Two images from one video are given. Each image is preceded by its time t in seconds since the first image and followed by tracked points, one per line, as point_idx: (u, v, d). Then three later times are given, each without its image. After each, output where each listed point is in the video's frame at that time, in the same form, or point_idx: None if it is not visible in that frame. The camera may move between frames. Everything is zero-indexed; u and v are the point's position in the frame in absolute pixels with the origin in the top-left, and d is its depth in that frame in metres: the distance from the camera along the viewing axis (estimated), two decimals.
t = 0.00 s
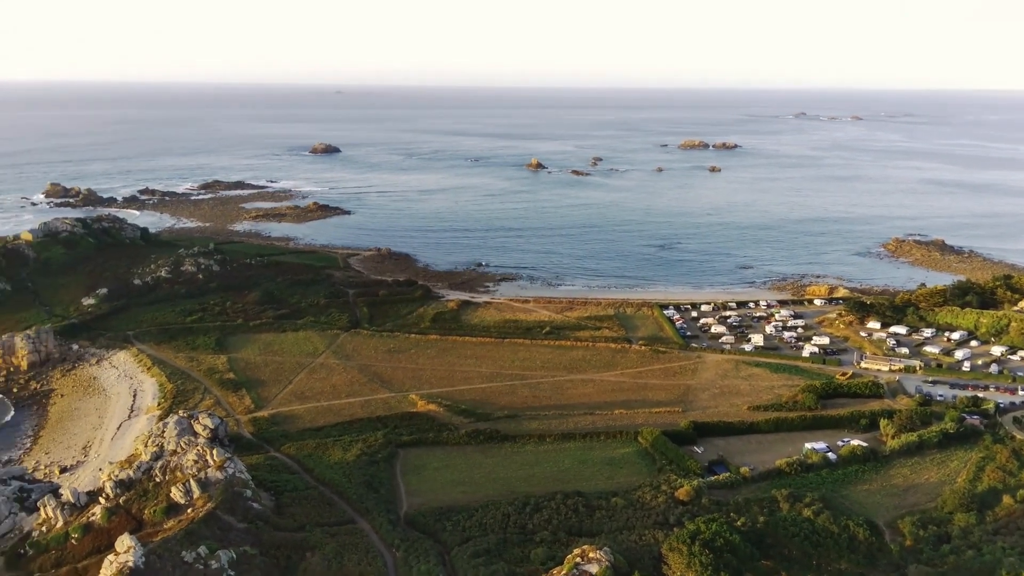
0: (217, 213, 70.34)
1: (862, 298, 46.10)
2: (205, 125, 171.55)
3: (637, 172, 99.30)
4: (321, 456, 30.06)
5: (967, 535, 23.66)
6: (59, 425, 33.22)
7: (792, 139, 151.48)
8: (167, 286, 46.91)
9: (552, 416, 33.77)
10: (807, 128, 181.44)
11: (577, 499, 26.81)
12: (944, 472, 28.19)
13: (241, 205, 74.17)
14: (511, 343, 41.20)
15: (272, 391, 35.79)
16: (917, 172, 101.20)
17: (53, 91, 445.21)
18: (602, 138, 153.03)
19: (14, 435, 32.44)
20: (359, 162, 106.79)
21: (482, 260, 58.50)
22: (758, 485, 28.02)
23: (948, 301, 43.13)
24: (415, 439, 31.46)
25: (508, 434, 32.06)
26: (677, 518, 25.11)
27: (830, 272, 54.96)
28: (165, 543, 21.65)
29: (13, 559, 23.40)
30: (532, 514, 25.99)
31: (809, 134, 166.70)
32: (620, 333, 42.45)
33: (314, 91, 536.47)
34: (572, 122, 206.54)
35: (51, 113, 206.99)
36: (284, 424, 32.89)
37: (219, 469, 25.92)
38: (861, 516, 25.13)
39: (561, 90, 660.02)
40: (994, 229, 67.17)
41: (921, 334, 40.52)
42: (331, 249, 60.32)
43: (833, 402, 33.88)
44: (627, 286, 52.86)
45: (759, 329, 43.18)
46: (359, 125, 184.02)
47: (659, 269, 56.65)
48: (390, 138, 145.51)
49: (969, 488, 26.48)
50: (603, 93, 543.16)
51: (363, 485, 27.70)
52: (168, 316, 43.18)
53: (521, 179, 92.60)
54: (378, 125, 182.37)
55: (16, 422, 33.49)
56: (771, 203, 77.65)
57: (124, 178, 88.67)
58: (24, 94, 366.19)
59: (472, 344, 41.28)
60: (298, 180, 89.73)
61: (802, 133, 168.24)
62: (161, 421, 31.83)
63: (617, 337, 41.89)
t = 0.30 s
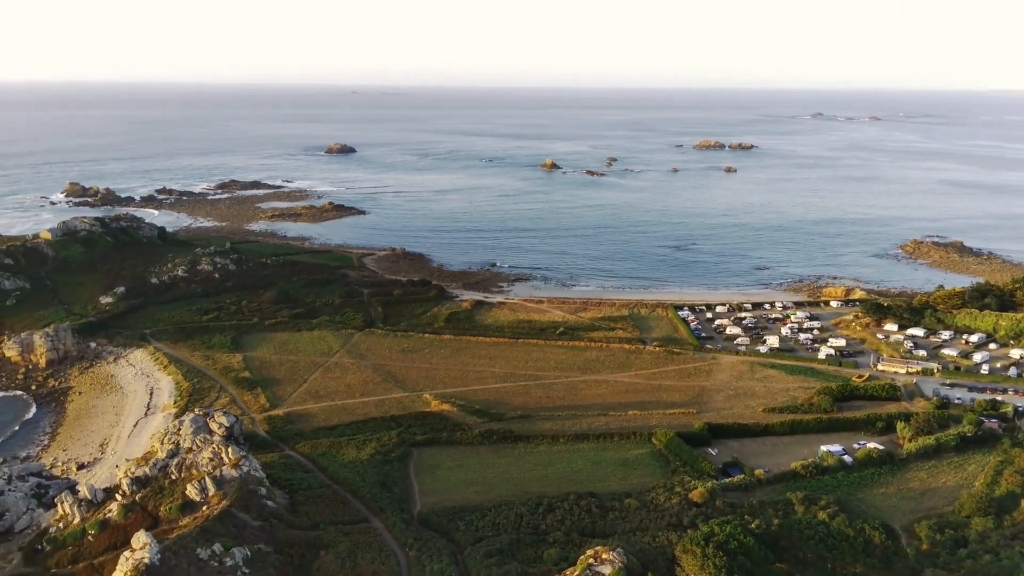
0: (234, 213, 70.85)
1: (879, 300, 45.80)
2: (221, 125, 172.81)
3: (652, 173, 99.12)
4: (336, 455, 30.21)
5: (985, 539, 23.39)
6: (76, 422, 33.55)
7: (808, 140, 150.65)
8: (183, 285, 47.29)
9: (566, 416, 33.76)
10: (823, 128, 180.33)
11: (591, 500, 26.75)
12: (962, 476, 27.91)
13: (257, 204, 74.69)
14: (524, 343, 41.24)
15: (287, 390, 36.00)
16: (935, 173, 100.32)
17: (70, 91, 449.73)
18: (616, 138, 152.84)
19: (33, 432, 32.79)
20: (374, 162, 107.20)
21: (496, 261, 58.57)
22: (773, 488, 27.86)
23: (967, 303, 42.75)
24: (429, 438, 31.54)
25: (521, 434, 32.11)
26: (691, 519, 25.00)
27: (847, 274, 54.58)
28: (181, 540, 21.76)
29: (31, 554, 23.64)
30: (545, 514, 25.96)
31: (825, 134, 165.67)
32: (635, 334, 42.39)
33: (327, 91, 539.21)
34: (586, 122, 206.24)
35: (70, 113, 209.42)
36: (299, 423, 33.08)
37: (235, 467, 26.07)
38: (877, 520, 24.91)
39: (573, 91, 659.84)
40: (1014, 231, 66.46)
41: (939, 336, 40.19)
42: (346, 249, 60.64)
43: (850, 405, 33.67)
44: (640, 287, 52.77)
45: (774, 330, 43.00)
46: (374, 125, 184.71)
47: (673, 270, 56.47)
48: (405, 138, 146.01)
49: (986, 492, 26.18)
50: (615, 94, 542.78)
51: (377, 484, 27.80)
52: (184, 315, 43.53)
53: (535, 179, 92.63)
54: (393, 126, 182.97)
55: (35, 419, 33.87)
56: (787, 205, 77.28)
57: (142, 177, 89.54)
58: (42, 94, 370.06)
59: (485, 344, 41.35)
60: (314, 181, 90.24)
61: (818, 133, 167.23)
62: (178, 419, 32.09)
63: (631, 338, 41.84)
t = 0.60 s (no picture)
0: (248, 213, 71.27)
1: (895, 301, 45.49)
2: (235, 125, 173.91)
3: (666, 173, 98.83)
4: (349, 454, 30.33)
5: (1001, 543, 23.14)
6: (92, 419, 33.87)
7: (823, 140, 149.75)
8: (198, 285, 47.63)
9: (579, 417, 33.75)
10: (839, 129, 179.13)
11: (603, 501, 26.69)
12: (978, 479, 27.66)
13: (272, 204, 75.10)
14: (536, 343, 41.25)
15: (300, 389, 36.18)
16: (953, 174, 99.41)
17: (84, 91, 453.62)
18: (630, 138, 152.53)
19: (51, 430, 33.13)
20: (387, 163, 107.48)
21: (509, 261, 58.59)
22: (787, 490, 27.71)
23: (984, 305, 42.35)
24: (441, 438, 31.60)
25: (533, 434, 32.10)
26: (704, 521, 24.93)
27: (862, 275, 54.20)
28: (195, 537, 21.92)
29: (47, 550, 23.87)
30: (557, 515, 25.95)
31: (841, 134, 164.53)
32: (648, 335, 42.30)
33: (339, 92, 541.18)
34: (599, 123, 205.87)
35: (87, 113, 211.33)
36: (312, 422, 33.23)
37: (249, 465, 26.22)
38: (892, 523, 24.74)
39: (584, 91, 659.08)
40: None
41: (955, 338, 39.86)
42: (360, 248, 60.87)
43: (865, 407, 33.46)
44: (653, 287, 52.66)
45: (789, 331, 42.80)
46: (387, 125, 185.20)
47: (687, 271, 56.30)
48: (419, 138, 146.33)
49: (1003, 495, 25.91)
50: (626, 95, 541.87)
51: (390, 483, 27.88)
52: (199, 314, 43.84)
53: (548, 179, 92.58)
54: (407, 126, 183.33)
55: (53, 417, 34.22)
56: (801, 205, 76.88)
57: (158, 177, 90.25)
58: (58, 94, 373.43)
59: (498, 343, 41.39)
60: (328, 180, 90.62)
61: (833, 134, 166.12)
62: (192, 417, 32.31)
63: (644, 339, 41.76)
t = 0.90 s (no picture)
0: (261, 212, 71.60)
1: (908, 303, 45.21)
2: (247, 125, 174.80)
3: (678, 174, 98.59)
4: (359, 453, 30.41)
5: (1016, 547, 22.92)
6: (106, 417, 34.11)
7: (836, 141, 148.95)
8: (211, 284, 47.90)
9: (590, 417, 33.72)
10: (852, 129, 178.11)
11: (613, 502, 26.63)
12: (992, 482, 27.44)
13: (284, 204, 75.41)
14: (547, 344, 41.25)
15: (311, 388, 36.32)
16: (969, 175, 98.59)
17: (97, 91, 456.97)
18: (641, 138, 152.24)
19: (65, 427, 33.39)
20: (399, 163, 107.69)
21: (519, 261, 58.60)
22: (799, 492, 27.58)
23: (999, 307, 42.00)
24: (452, 438, 31.65)
25: (544, 435, 32.09)
26: (715, 523, 24.85)
27: (875, 277, 53.86)
28: (207, 535, 22.05)
29: (60, 546, 24.05)
30: (567, 515, 25.93)
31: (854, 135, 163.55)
32: (659, 336, 42.22)
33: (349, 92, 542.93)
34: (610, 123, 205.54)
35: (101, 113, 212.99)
36: (323, 421, 33.34)
37: (260, 464, 26.35)
38: (904, 526, 24.58)
39: (594, 92, 658.51)
40: None
41: (970, 340, 39.58)
42: (372, 248, 61.07)
43: (878, 409, 33.28)
44: (664, 288, 52.55)
45: (801, 333, 42.63)
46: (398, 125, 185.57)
47: (698, 272, 56.15)
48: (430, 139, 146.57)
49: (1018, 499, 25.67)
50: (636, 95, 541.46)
51: (400, 483, 27.95)
52: (211, 313, 44.10)
53: (560, 180, 92.51)
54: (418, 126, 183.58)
55: (66, 414, 34.50)
56: (814, 206, 76.54)
57: (171, 177, 90.79)
58: (72, 95, 376.66)
59: (508, 344, 41.43)
60: (340, 180, 90.91)
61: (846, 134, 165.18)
62: (205, 416, 32.49)
63: (656, 340, 41.70)
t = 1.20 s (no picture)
0: (274, 212, 71.97)
1: (923, 305, 44.87)
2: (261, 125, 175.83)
3: (690, 174, 98.36)
4: (372, 453, 30.50)
5: None
6: (120, 415, 34.40)
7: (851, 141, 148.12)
8: (225, 283, 48.19)
9: (602, 418, 33.70)
10: (866, 129, 177.16)
11: (625, 504, 26.58)
12: (1008, 486, 27.17)
13: (297, 203, 75.76)
14: (559, 344, 41.26)
15: (324, 387, 36.47)
16: (986, 176, 97.71)
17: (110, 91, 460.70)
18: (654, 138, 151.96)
19: (80, 425, 33.70)
20: (411, 163, 107.93)
21: (531, 262, 58.61)
22: (812, 494, 27.43)
23: (1015, 309, 41.60)
24: (464, 438, 31.71)
25: (556, 435, 32.09)
26: (727, 525, 24.76)
27: (890, 278, 53.49)
28: (220, 532, 22.19)
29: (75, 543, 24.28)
30: (579, 516, 25.90)
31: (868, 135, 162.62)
32: (671, 337, 42.14)
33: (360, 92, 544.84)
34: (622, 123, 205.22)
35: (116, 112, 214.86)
36: (336, 420, 33.47)
37: (273, 462, 26.49)
38: (918, 530, 24.39)
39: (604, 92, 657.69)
40: None
41: (986, 343, 39.24)
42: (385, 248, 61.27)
43: (892, 411, 33.06)
44: (676, 289, 52.44)
45: (815, 334, 42.41)
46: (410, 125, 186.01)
47: (710, 273, 55.97)
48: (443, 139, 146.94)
49: None
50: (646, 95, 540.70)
51: (412, 483, 28.01)
52: (225, 311, 44.40)
53: (572, 180, 92.45)
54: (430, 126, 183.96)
55: (82, 412, 34.81)
56: (827, 207, 76.13)
57: (186, 176, 91.43)
58: (86, 95, 380.48)
59: (521, 344, 41.46)
60: (352, 180, 91.25)
61: (860, 134, 164.22)
62: (218, 414, 32.69)
63: (668, 341, 41.61)
